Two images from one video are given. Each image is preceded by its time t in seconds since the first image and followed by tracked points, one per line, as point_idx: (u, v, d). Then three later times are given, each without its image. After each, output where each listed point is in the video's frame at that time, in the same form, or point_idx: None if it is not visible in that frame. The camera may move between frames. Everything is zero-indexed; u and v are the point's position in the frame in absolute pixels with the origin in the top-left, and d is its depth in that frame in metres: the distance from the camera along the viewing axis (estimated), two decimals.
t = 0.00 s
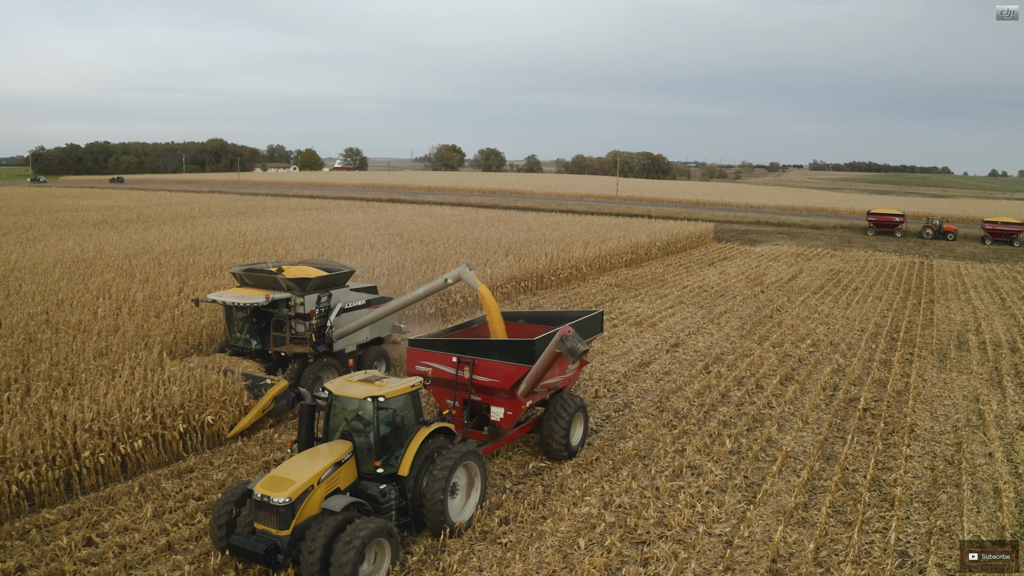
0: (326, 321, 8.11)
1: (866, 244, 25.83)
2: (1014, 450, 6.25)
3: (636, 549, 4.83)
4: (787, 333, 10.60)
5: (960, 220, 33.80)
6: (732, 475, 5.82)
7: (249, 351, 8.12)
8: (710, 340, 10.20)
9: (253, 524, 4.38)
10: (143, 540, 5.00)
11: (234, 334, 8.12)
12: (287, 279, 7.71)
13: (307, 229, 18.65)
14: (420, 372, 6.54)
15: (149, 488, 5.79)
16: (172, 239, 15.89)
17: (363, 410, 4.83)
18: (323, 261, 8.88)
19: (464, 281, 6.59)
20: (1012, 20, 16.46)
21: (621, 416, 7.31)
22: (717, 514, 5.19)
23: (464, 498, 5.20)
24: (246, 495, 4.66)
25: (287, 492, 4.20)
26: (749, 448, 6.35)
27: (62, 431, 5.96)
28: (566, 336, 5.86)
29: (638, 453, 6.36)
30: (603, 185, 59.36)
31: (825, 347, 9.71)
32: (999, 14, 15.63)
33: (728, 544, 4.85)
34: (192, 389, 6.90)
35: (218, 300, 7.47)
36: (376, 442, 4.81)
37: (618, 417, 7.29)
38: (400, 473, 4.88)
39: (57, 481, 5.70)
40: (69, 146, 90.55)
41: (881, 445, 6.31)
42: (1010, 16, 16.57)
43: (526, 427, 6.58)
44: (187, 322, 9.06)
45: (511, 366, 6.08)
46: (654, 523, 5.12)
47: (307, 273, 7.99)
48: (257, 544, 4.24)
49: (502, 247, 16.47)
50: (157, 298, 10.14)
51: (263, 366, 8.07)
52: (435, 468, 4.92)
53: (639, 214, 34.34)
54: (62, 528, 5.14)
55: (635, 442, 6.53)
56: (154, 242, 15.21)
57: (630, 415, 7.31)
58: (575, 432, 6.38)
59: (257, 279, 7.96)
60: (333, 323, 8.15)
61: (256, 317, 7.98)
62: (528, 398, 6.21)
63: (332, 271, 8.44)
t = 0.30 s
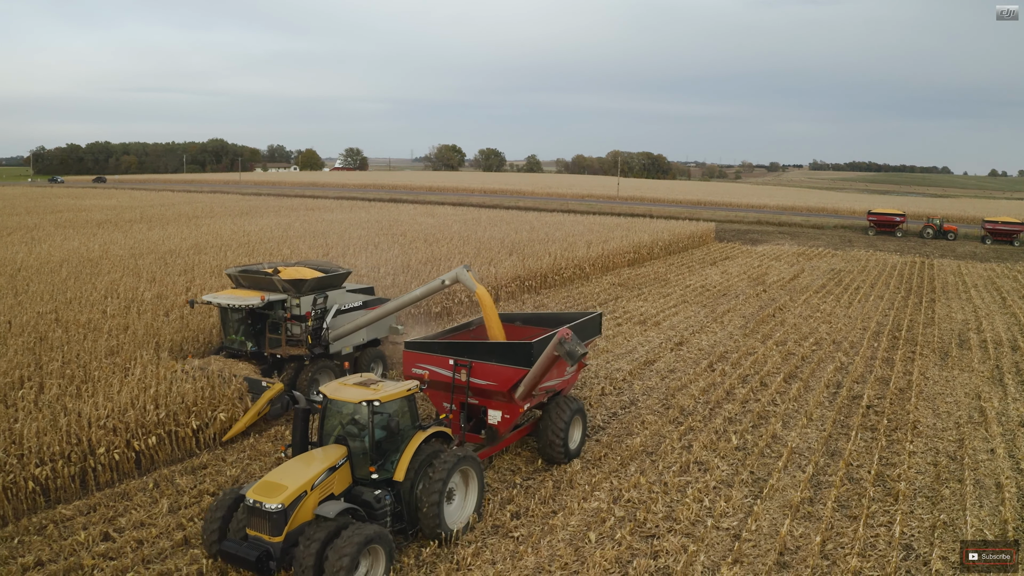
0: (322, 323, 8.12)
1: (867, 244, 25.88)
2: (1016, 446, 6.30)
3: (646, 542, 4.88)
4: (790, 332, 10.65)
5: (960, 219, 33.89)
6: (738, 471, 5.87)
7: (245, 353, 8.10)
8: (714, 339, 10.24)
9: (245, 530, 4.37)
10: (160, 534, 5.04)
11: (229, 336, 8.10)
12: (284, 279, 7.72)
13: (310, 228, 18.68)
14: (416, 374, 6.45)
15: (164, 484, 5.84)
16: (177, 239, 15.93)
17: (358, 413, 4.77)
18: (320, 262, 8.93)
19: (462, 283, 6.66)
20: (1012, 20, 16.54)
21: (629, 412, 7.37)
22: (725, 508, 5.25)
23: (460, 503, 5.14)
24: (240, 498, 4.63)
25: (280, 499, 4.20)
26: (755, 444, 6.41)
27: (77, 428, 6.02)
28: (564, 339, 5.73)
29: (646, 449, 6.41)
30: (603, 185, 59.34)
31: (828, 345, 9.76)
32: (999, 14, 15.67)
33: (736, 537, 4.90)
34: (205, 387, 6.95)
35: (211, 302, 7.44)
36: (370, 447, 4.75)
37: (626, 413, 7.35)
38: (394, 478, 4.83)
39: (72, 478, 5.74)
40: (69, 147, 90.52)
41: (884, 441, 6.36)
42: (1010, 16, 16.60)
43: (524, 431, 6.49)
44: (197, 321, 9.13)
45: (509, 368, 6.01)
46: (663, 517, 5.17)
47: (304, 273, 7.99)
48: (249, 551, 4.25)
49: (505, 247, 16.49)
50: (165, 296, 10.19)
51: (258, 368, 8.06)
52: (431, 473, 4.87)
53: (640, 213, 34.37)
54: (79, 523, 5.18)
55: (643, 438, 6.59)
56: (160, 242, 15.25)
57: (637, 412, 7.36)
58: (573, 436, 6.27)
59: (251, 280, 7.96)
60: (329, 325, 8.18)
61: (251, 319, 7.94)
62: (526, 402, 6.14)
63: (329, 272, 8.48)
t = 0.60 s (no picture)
0: (318, 325, 8.07)
1: (868, 243, 25.95)
2: (1017, 442, 6.35)
3: (655, 535, 4.94)
4: (793, 330, 10.70)
5: (960, 219, 33.95)
6: (744, 466, 5.92)
7: (240, 356, 8.09)
8: (718, 337, 10.29)
9: (238, 536, 4.22)
10: (177, 528, 5.10)
11: (224, 338, 8.07)
12: (279, 282, 7.75)
13: (314, 228, 18.73)
14: (412, 376, 6.46)
15: (178, 479, 5.90)
16: (181, 238, 15.99)
17: (352, 417, 4.69)
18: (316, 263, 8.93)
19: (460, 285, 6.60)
20: (1012, 19, 16.57)
21: (635, 408, 7.42)
22: (732, 502, 5.29)
23: (457, 508, 5.07)
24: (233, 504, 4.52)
25: (272, 505, 4.08)
26: (760, 440, 6.46)
27: (93, 424, 6.09)
28: (561, 342, 5.59)
29: (653, 445, 6.45)
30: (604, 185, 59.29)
31: (830, 344, 9.81)
32: (999, 14, 15.71)
33: (743, 531, 4.95)
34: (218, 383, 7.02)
35: (206, 304, 7.44)
36: (365, 451, 4.67)
37: (633, 409, 7.40)
38: (389, 484, 4.75)
39: (88, 473, 5.80)
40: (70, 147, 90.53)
41: (887, 437, 6.41)
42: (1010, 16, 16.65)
43: (521, 434, 6.44)
44: (206, 320, 9.19)
45: (506, 371, 5.99)
46: (671, 511, 5.22)
47: (300, 274, 8.00)
48: (241, 559, 4.11)
49: (507, 246, 16.53)
50: (173, 294, 10.26)
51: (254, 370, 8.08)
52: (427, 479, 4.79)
53: (641, 213, 34.43)
54: (96, 518, 5.23)
55: (651, 434, 6.63)
56: (165, 241, 15.31)
57: (643, 408, 7.41)
58: (571, 438, 6.20)
59: (247, 282, 7.96)
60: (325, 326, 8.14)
61: (246, 321, 7.93)
62: (523, 405, 6.08)
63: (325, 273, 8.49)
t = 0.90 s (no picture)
0: (314, 326, 8.14)
1: (868, 243, 26.00)
2: (1018, 438, 6.40)
3: (663, 528, 4.99)
4: (795, 328, 10.76)
5: (961, 219, 33.99)
6: (749, 461, 5.97)
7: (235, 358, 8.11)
8: (721, 336, 10.34)
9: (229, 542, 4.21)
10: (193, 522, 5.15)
11: (219, 340, 8.05)
12: (274, 283, 7.73)
13: (317, 228, 18.77)
14: (408, 379, 6.44)
15: (192, 475, 5.96)
16: (186, 237, 16.05)
17: (347, 421, 4.67)
18: (312, 265, 8.93)
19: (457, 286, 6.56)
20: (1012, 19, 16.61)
21: (641, 405, 7.48)
22: (738, 497, 5.34)
23: (452, 514, 5.04)
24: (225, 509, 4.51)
25: (264, 511, 4.06)
26: (765, 436, 6.51)
27: (108, 421, 6.15)
28: (558, 345, 5.71)
29: (659, 441, 6.50)
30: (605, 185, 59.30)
31: (832, 342, 9.86)
32: (998, 14, 15.75)
33: (749, 524, 5.01)
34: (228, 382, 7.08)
35: (202, 306, 7.43)
36: (360, 456, 4.64)
37: (639, 406, 7.46)
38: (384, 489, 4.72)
39: (104, 469, 5.86)
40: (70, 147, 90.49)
41: (889, 434, 6.46)
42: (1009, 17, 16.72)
43: (518, 437, 6.42)
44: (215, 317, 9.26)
45: (503, 374, 5.98)
46: (678, 505, 5.28)
47: (295, 275, 7.99)
48: (233, 564, 4.09)
49: (509, 246, 16.57)
50: (181, 293, 10.32)
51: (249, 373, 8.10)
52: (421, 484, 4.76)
53: (643, 213, 34.45)
54: (112, 512, 5.28)
55: (657, 430, 6.68)
56: (170, 241, 15.36)
57: (649, 405, 7.47)
58: (569, 440, 6.16)
59: (241, 283, 7.97)
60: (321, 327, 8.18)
61: (241, 323, 7.93)
62: (521, 408, 6.09)
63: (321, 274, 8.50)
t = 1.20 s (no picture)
0: (310, 328, 8.17)
1: (869, 243, 26.04)
2: (1018, 434, 6.45)
3: (671, 521, 5.04)
4: (798, 327, 10.80)
5: (961, 219, 34.03)
6: (754, 457, 6.02)
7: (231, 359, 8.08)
8: (724, 334, 10.38)
9: (221, 547, 4.20)
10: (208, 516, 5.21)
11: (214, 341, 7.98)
12: (270, 284, 7.75)
13: (319, 228, 18.80)
14: (403, 382, 6.48)
15: (204, 470, 6.01)
16: (190, 237, 16.09)
17: (340, 425, 4.68)
18: (309, 266, 8.96)
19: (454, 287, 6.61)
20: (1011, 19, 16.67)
21: (646, 402, 7.52)
22: (742, 492, 5.38)
23: (448, 517, 5.03)
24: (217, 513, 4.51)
25: (256, 516, 4.05)
26: (769, 432, 6.56)
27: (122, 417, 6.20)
28: (554, 347, 5.76)
29: (665, 437, 6.55)
30: (605, 186, 59.28)
31: (834, 340, 9.91)
32: (999, 14, 15.78)
33: (755, 518, 5.05)
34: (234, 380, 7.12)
35: (198, 306, 7.43)
36: (353, 460, 4.65)
37: (643, 403, 7.50)
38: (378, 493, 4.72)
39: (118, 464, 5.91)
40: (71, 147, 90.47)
41: (891, 430, 6.50)
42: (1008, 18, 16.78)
43: (514, 440, 6.44)
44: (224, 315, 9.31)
45: (498, 376, 6.00)
46: (685, 499, 5.33)
47: (291, 275, 7.99)
48: (225, 569, 4.09)
49: (511, 245, 16.59)
50: (187, 292, 10.37)
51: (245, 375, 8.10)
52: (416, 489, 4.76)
53: (644, 213, 34.45)
54: (127, 507, 5.34)
55: (662, 427, 6.72)
56: (174, 240, 15.40)
57: (654, 402, 7.51)
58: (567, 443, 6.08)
59: (238, 284, 8.01)
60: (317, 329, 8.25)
61: (236, 324, 7.86)
62: (516, 410, 6.09)
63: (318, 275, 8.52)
